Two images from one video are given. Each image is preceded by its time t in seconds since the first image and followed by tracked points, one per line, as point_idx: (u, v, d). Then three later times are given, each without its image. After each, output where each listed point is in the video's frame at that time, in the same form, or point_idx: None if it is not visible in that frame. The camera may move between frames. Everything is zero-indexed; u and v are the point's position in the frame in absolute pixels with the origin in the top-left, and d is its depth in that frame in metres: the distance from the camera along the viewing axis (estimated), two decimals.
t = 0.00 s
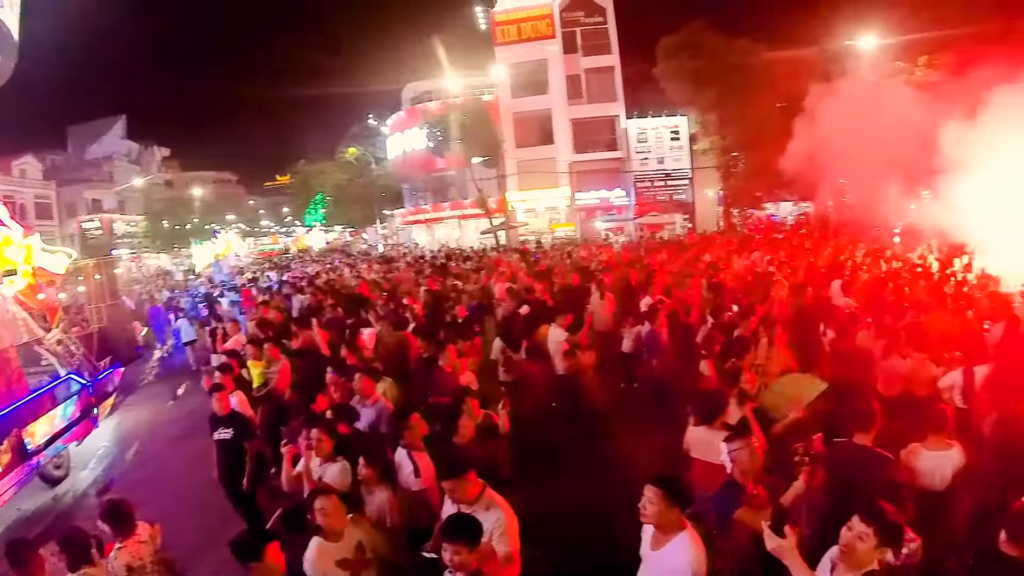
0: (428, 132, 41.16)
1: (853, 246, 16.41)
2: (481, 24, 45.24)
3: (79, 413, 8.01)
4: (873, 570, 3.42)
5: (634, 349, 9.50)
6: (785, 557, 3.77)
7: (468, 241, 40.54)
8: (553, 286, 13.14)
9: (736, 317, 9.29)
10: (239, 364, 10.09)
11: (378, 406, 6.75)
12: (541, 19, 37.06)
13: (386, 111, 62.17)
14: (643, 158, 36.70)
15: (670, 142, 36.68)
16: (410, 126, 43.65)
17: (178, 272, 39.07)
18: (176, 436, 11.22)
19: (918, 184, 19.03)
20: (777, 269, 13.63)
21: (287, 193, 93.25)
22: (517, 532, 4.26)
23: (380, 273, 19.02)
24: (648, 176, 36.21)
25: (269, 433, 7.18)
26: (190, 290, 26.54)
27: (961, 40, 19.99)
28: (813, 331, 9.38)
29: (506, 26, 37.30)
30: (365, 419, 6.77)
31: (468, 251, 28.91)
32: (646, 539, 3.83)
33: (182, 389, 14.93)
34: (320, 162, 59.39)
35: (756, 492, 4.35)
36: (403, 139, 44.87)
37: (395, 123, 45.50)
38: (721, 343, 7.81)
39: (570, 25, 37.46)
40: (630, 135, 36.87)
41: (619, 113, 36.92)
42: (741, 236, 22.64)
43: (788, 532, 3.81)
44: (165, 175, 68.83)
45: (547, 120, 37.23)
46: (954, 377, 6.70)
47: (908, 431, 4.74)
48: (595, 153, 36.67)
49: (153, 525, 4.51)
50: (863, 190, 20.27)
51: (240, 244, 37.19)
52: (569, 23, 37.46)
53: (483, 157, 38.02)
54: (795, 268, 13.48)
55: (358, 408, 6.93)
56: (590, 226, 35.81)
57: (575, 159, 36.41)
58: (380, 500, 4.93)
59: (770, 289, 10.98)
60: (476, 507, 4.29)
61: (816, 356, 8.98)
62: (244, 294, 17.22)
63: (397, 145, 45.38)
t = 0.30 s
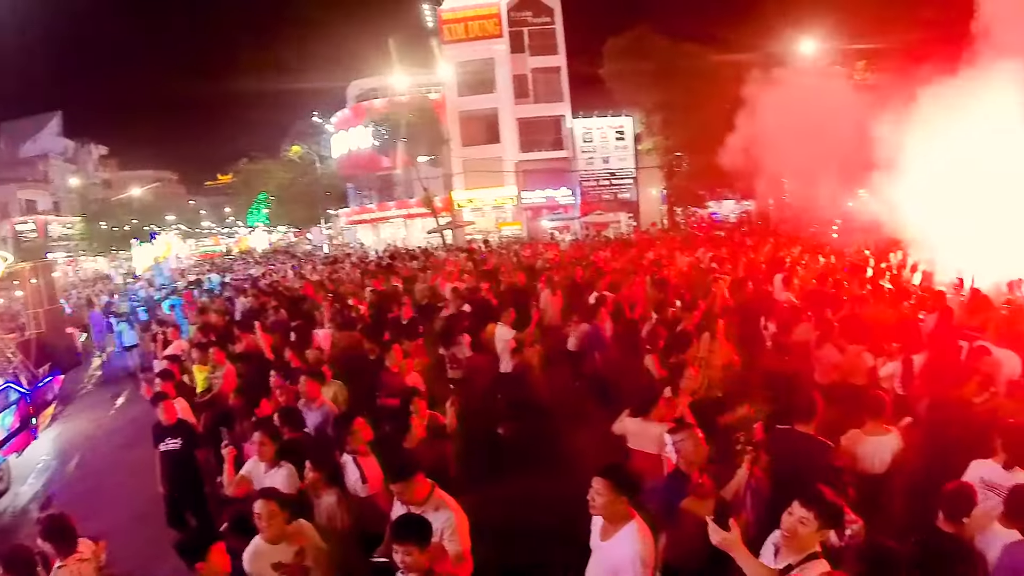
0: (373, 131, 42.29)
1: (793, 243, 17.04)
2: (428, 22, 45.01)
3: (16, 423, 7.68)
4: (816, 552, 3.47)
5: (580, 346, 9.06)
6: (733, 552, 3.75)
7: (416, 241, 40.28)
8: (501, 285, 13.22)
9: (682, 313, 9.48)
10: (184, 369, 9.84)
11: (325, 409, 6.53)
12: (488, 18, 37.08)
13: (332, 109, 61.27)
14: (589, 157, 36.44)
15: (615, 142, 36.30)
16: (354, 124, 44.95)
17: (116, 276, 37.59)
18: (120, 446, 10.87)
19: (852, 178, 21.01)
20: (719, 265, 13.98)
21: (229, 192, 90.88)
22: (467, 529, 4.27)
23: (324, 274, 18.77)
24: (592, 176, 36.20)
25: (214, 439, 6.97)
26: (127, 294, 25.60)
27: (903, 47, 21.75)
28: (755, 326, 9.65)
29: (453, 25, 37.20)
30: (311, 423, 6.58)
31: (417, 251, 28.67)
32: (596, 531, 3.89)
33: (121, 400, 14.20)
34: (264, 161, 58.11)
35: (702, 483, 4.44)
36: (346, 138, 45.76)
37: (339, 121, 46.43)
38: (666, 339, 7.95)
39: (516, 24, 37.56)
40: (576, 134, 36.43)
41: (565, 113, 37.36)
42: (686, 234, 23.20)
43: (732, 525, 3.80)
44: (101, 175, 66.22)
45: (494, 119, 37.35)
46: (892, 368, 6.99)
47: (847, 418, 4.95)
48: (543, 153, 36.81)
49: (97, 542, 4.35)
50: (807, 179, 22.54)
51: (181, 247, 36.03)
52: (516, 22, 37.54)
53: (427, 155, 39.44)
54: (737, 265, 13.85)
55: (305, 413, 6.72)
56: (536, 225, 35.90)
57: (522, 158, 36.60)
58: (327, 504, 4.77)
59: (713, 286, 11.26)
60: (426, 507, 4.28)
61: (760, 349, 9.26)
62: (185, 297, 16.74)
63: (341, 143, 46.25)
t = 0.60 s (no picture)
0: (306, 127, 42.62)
1: (723, 237, 17.57)
2: (364, 17, 44.36)
3: None
4: (748, 532, 3.61)
5: (516, 343, 9.14)
6: (664, 536, 3.89)
7: (350, 238, 39.74)
8: (436, 281, 13.19)
9: (615, 307, 9.63)
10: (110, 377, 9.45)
11: (256, 412, 6.42)
12: (425, 14, 36.90)
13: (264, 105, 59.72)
14: (524, 155, 36.51)
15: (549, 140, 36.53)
16: (286, 120, 45.20)
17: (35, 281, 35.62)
18: (51, 457, 10.43)
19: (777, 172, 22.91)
20: (650, 260, 14.27)
21: (157, 191, 87.41)
22: (406, 528, 4.24)
23: (254, 274, 18.31)
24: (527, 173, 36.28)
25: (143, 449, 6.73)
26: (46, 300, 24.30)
27: (821, 45, 23.38)
28: (686, 317, 9.92)
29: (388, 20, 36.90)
30: (244, 427, 6.45)
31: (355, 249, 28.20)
32: (536, 523, 3.97)
33: (46, 412, 13.42)
34: (194, 158, 56.18)
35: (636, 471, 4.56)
36: (278, 133, 45.86)
37: (271, 116, 46.59)
38: (598, 333, 8.02)
39: (453, 21, 37.49)
40: (511, 132, 36.52)
41: (500, 111, 37.48)
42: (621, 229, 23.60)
43: (665, 513, 3.93)
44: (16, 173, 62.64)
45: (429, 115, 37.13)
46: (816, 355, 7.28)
47: (776, 405, 5.11)
48: (478, 150, 36.79)
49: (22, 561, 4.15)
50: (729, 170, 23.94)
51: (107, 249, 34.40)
52: (453, 19, 37.47)
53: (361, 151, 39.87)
54: (668, 259, 14.13)
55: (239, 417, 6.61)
56: (472, 222, 35.73)
57: (457, 155, 36.46)
58: (263, 512, 4.58)
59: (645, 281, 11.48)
60: (362, 510, 4.22)
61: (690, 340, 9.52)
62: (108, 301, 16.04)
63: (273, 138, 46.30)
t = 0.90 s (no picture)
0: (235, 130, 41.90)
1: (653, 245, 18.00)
2: (298, 19, 43.51)
3: None
4: (674, 523, 3.79)
5: (451, 353, 8.83)
6: (595, 533, 3.96)
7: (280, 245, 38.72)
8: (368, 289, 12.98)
9: (547, 314, 9.69)
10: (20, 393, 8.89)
11: (184, 428, 6.19)
12: (361, 18, 36.60)
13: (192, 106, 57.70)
14: (457, 162, 36.39)
15: (483, 148, 36.51)
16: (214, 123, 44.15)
17: None
18: None
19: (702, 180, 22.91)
20: (580, 266, 14.43)
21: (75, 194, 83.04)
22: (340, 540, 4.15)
23: (178, 282, 17.61)
24: (461, 181, 36.20)
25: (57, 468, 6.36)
26: None
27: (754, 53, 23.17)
28: (616, 323, 10.09)
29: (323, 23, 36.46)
30: (172, 442, 6.22)
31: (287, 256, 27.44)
32: (473, 528, 3.96)
33: None
34: (116, 160, 53.70)
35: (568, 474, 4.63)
36: (206, 137, 44.77)
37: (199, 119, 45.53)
38: (529, 339, 8.04)
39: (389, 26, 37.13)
40: (445, 139, 36.36)
41: (434, 117, 37.27)
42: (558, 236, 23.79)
43: (593, 511, 4.01)
44: None
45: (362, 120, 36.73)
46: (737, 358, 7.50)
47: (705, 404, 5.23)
48: (408, 157, 36.61)
49: None
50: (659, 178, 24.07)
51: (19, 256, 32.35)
52: (389, 24, 37.09)
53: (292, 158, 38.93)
54: (599, 265, 14.37)
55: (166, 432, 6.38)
56: (404, 230, 35.55)
57: (389, 162, 36.24)
58: (194, 531, 4.47)
59: (576, 288, 11.65)
60: (295, 524, 4.12)
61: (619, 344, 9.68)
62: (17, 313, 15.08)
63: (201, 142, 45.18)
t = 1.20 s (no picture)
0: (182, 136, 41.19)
1: (604, 254, 18.16)
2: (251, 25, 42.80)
3: None
4: (620, 524, 3.85)
5: (402, 365, 8.68)
6: (543, 537, 4.05)
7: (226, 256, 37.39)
8: (316, 301, 12.72)
9: (496, 325, 9.64)
10: None
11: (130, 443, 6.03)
12: (315, 26, 36.28)
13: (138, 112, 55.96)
14: (407, 172, 35.66)
15: (434, 158, 35.57)
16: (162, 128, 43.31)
17: None
18: None
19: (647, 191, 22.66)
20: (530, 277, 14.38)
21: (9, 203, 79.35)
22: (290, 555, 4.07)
23: (117, 296, 16.95)
24: (411, 191, 35.38)
25: None
26: None
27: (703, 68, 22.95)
28: (565, 333, 10.08)
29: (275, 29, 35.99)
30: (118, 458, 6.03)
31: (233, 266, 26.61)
32: (425, 540, 3.95)
33: None
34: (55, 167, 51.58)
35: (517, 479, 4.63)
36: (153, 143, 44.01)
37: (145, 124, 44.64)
38: (477, 349, 7.97)
39: (342, 35, 37.02)
40: (395, 149, 35.62)
41: (384, 127, 37.12)
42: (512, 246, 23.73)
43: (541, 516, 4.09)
44: None
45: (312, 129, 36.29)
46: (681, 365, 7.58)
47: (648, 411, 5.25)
48: (359, 166, 36.33)
49: None
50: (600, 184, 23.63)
51: None
52: (342, 32, 37.01)
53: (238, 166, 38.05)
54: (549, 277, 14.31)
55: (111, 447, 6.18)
56: (353, 240, 35.26)
57: (339, 171, 35.91)
58: (142, 549, 4.41)
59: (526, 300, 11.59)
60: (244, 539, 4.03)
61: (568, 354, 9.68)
62: None
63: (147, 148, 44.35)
